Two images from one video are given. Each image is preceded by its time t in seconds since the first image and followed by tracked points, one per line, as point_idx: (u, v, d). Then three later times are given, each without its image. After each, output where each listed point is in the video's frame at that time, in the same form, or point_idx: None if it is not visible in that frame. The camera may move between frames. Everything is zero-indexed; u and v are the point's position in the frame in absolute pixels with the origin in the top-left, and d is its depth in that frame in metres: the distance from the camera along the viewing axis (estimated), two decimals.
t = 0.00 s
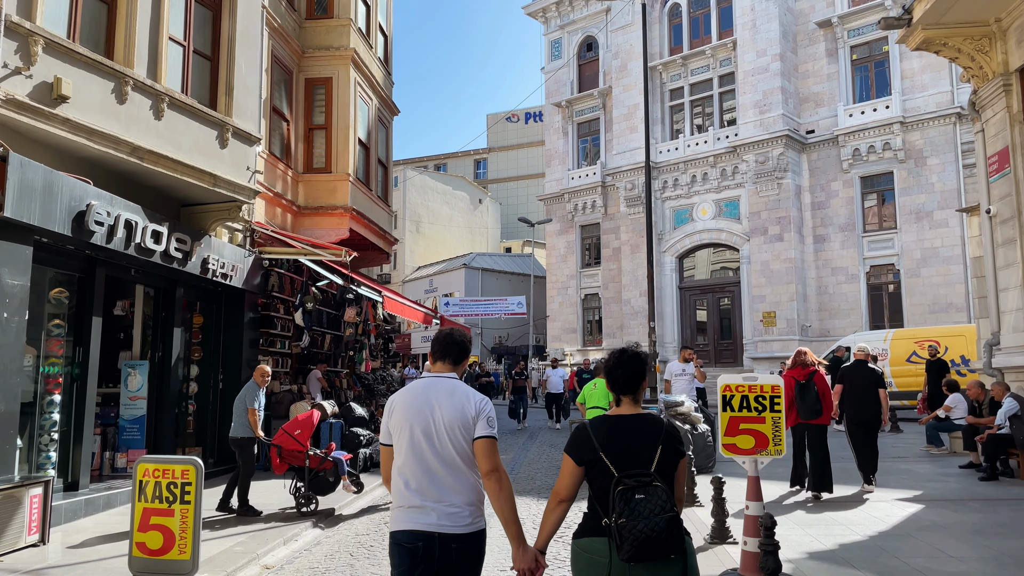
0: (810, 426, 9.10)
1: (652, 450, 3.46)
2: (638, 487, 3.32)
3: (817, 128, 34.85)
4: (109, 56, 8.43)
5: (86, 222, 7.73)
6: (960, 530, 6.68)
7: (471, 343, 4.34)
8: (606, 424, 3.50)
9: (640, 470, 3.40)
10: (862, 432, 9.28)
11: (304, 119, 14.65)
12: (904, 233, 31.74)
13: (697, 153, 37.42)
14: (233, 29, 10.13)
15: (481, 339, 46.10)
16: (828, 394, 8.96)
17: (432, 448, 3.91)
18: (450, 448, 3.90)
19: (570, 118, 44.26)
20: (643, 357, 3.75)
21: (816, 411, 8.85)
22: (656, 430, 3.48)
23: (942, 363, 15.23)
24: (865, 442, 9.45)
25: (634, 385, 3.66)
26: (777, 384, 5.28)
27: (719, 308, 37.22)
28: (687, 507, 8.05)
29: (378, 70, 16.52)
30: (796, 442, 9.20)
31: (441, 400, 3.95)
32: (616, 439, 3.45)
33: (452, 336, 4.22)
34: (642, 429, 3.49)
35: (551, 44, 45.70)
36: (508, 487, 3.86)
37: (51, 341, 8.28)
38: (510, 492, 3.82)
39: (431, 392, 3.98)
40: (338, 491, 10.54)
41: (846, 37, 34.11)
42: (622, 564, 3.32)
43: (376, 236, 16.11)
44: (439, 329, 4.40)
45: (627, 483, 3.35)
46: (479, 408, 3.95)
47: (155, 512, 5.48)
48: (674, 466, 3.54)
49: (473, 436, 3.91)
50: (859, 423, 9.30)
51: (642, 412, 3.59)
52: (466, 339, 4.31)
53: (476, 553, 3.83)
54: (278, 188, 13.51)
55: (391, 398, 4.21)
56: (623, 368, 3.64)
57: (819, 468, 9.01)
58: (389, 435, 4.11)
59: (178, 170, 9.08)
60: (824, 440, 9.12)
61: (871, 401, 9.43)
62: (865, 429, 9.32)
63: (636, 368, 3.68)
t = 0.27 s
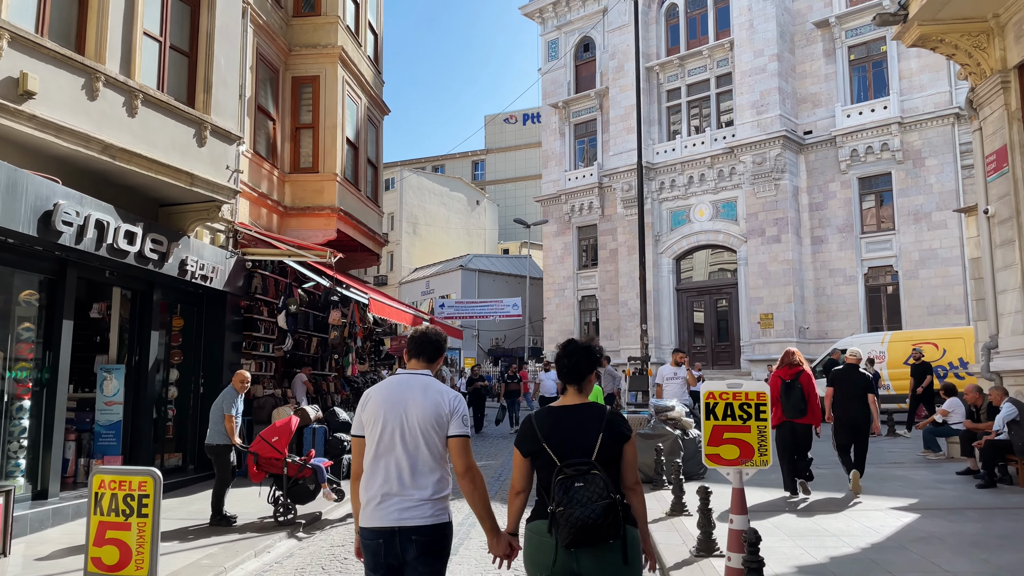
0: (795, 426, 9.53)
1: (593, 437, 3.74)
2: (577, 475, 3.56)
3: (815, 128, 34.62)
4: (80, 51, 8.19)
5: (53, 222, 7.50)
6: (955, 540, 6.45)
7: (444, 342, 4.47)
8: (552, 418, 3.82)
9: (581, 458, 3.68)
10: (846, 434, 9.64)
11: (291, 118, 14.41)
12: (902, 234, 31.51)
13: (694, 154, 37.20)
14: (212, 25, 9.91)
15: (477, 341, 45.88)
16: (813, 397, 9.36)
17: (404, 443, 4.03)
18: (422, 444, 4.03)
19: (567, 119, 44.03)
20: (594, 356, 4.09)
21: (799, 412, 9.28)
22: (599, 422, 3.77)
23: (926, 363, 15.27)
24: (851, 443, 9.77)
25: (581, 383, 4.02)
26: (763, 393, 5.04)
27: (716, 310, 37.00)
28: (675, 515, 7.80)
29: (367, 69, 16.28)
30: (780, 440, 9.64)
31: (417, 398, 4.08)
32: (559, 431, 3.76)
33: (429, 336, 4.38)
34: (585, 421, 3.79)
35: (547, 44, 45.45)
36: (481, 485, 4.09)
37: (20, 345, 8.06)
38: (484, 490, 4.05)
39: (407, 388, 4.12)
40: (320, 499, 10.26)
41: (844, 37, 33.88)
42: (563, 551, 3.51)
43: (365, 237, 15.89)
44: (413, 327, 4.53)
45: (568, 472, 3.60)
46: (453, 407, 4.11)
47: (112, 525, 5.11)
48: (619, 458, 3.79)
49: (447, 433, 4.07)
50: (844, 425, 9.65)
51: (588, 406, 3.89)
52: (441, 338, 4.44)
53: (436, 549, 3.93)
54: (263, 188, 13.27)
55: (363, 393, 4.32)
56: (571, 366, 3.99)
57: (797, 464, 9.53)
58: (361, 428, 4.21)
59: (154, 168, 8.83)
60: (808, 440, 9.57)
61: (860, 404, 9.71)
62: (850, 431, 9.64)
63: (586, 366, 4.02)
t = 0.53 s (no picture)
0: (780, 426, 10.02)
1: (534, 446, 3.90)
2: (509, 480, 3.79)
3: (810, 128, 34.43)
4: (45, 42, 7.95)
5: (14, 217, 7.25)
6: (944, 546, 6.23)
7: (400, 351, 4.39)
8: (500, 424, 4.04)
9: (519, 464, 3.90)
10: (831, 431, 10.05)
11: (274, 115, 14.17)
12: (898, 235, 31.32)
13: (690, 154, 37.01)
14: (187, 17, 9.70)
15: (472, 343, 45.65)
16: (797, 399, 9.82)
17: (354, 446, 3.93)
18: (371, 446, 3.93)
19: (562, 120, 43.82)
20: (554, 361, 4.19)
21: (781, 413, 9.77)
22: (542, 429, 3.91)
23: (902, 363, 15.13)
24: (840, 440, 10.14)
25: (539, 389, 4.14)
26: (739, 391, 4.78)
27: (712, 311, 36.78)
28: (657, 520, 7.56)
29: (354, 65, 16.05)
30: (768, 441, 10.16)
31: (370, 401, 3.98)
32: (503, 437, 3.97)
33: (382, 341, 4.29)
34: (531, 428, 3.96)
35: (542, 44, 45.27)
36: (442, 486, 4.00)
37: None
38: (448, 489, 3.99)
39: (356, 392, 4.03)
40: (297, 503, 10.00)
41: (839, 37, 33.70)
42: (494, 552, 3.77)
43: (351, 236, 15.64)
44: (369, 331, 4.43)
45: (504, 476, 3.83)
46: (405, 409, 3.99)
47: (57, 531, 4.37)
48: (565, 464, 3.90)
49: (401, 435, 3.96)
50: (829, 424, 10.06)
51: (538, 413, 4.05)
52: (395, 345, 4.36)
53: (387, 547, 3.83)
54: (244, 185, 13.02)
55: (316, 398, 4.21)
56: (527, 372, 4.14)
57: (784, 463, 10.04)
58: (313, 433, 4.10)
59: (124, 163, 8.60)
60: (794, 439, 10.04)
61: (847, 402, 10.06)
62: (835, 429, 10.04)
63: (542, 372, 4.14)
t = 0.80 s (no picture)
0: (768, 429, 10.12)
1: (491, 447, 3.85)
2: (462, 480, 3.76)
3: (805, 130, 34.24)
4: (7, 39, 7.72)
5: None
6: (929, 559, 6.01)
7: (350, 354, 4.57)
8: (457, 427, 3.98)
9: (473, 465, 3.85)
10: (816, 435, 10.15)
11: (256, 115, 13.93)
12: (893, 237, 31.14)
13: (684, 156, 36.83)
14: (158, 14, 9.48)
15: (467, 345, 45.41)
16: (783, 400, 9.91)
17: (309, 449, 4.09)
18: (324, 447, 4.10)
19: (557, 121, 43.60)
20: (517, 364, 4.10)
21: (768, 415, 9.88)
22: (499, 431, 3.87)
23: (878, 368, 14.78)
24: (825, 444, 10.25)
25: (502, 390, 4.07)
26: (710, 402, 4.74)
27: (706, 314, 36.60)
28: (636, 531, 7.36)
29: (339, 65, 15.83)
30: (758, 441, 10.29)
31: (318, 402, 4.16)
32: (462, 438, 3.91)
33: (332, 345, 4.42)
34: (488, 431, 3.90)
35: (537, 46, 45.06)
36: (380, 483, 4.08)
37: None
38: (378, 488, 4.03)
39: (308, 395, 4.19)
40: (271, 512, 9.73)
41: (833, 38, 33.53)
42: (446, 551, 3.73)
43: (336, 239, 15.40)
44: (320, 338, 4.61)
45: (460, 477, 3.79)
46: (351, 408, 4.17)
47: None
48: (521, 466, 3.86)
49: (348, 433, 4.13)
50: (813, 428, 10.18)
51: (498, 415, 3.99)
52: (347, 348, 4.49)
53: (344, 547, 3.97)
54: (224, 186, 12.78)
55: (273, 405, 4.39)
56: (489, 375, 4.06)
57: (773, 465, 10.13)
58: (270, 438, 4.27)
59: (92, 164, 8.37)
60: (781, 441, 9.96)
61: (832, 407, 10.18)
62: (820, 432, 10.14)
63: (506, 374, 4.06)
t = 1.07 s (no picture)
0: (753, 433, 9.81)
1: (452, 455, 3.77)
2: (430, 487, 3.62)
3: (799, 130, 34.09)
4: None
5: None
6: (913, 568, 5.80)
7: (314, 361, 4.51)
8: (416, 434, 3.83)
9: (437, 472, 3.73)
10: (804, 435, 10.35)
11: (237, 112, 13.70)
12: (887, 238, 30.99)
13: (677, 156, 36.68)
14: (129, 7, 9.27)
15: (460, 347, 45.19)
16: (771, 403, 9.64)
17: (268, 456, 4.06)
18: (282, 455, 4.06)
19: (551, 122, 43.41)
20: (466, 372, 4.03)
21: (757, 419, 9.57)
22: (458, 439, 3.80)
23: (856, 370, 14.54)
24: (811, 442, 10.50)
25: (453, 398, 3.98)
26: (678, 405, 4.87)
27: (700, 315, 36.43)
28: (612, 538, 7.14)
29: (323, 63, 15.61)
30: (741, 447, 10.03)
31: (276, 411, 4.13)
32: (421, 447, 3.78)
33: (293, 351, 4.37)
34: (448, 438, 3.81)
35: (531, 46, 44.88)
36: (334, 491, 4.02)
37: None
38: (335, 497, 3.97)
39: (268, 403, 4.16)
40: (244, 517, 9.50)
41: (827, 38, 33.40)
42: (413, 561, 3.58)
43: (320, 239, 15.17)
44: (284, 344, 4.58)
45: (424, 486, 3.65)
46: (308, 415, 4.12)
47: None
48: (477, 474, 3.83)
49: (304, 441, 4.08)
50: (801, 427, 10.37)
51: (451, 424, 3.92)
52: (307, 353, 4.43)
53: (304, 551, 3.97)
54: (203, 185, 12.54)
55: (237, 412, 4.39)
56: (442, 381, 3.96)
57: (757, 471, 9.81)
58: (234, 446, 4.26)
59: (58, 160, 8.13)
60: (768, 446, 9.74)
61: (816, 406, 10.42)
62: (807, 431, 10.38)
63: (456, 382, 3.97)
